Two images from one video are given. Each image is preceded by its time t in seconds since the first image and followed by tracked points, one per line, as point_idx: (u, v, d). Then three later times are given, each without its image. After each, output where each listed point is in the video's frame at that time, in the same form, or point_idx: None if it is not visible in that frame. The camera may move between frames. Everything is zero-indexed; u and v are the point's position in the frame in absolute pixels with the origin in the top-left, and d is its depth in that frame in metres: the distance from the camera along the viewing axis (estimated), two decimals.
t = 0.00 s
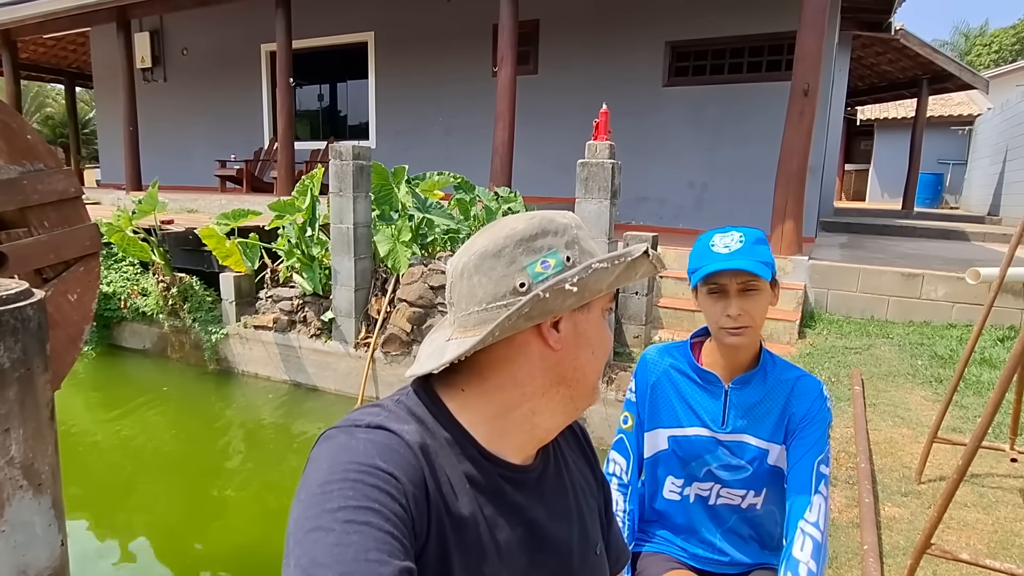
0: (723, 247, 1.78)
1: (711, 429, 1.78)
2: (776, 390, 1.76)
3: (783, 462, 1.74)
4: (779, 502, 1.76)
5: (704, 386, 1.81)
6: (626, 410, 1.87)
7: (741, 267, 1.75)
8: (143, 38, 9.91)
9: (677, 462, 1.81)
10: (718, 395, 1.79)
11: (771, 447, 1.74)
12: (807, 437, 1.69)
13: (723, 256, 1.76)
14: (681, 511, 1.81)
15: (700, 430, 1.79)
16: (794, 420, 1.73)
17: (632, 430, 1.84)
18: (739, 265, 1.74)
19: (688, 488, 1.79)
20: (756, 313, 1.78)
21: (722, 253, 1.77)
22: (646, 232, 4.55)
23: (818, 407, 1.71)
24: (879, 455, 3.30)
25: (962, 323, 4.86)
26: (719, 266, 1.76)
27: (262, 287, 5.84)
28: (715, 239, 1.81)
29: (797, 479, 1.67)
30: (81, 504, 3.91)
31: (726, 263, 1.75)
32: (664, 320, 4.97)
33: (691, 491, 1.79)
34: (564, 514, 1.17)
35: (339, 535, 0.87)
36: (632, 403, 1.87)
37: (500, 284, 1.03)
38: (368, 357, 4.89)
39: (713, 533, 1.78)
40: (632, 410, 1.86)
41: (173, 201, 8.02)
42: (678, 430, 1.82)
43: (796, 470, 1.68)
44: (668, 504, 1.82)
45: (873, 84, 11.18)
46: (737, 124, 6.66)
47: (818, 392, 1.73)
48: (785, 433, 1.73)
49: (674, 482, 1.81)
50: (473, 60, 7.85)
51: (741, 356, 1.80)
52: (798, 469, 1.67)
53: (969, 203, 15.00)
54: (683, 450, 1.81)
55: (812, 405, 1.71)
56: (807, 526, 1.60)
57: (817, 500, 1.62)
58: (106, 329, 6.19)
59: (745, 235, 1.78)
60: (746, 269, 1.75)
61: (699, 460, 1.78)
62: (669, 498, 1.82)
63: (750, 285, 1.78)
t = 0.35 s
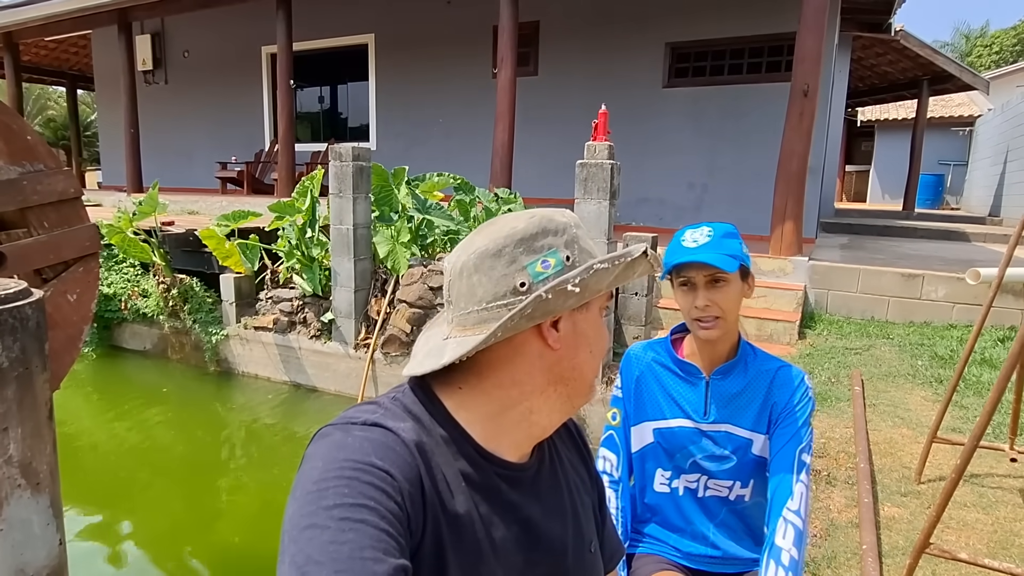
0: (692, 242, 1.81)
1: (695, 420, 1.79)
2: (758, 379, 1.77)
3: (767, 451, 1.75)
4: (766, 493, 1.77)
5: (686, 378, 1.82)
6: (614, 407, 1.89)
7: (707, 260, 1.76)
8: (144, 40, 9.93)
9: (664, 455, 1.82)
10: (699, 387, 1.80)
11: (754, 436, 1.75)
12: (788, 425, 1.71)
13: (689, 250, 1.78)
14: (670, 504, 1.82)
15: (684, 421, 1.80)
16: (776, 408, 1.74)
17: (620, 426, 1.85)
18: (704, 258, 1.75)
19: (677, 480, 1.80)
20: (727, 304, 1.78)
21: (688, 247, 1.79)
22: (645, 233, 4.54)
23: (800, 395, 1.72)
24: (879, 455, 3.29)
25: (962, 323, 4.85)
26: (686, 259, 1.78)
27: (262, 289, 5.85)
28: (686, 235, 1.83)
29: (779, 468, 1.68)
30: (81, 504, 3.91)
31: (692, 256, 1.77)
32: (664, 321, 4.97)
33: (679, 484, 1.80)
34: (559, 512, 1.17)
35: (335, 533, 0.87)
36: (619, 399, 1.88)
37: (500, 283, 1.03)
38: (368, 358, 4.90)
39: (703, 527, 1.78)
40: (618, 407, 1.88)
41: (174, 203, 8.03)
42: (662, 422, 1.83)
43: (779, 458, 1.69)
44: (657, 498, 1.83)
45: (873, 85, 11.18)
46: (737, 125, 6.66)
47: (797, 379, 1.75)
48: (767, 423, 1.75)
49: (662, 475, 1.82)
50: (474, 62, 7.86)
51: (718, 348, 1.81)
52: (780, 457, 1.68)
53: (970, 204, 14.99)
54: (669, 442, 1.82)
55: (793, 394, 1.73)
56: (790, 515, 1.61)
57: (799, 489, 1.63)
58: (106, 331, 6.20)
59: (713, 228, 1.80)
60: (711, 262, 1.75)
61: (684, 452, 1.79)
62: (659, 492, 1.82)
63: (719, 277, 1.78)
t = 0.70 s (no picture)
0: (698, 241, 1.80)
1: (686, 424, 1.79)
2: (751, 385, 1.77)
3: (756, 457, 1.75)
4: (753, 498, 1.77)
5: (679, 382, 1.82)
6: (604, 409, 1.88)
7: (712, 260, 1.75)
8: (144, 42, 9.95)
9: (652, 458, 1.82)
10: (692, 390, 1.80)
11: (745, 442, 1.75)
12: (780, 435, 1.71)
13: (695, 249, 1.77)
14: (659, 507, 1.82)
15: (675, 426, 1.80)
16: (768, 415, 1.74)
17: (608, 428, 1.84)
18: (710, 257, 1.75)
19: (665, 484, 1.80)
20: (728, 306, 1.77)
21: (694, 246, 1.78)
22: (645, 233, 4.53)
23: (793, 404, 1.73)
24: (879, 455, 3.28)
25: (964, 322, 4.84)
26: (691, 257, 1.77)
27: (262, 290, 5.85)
28: (691, 234, 1.83)
29: (770, 477, 1.68)
30: (80, 505, 3.92)
31: (697, 255, 1.76)
32: (664, 321, 4.96)
33: (667, 488, 1.80)
34: (552, 513, 1.17)
35: (329, 534, 0.86)
36: (609, 401, 1.87)
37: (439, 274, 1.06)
38: (368, 359, 4.89)
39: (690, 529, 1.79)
40: (608, 409, 1.86)
41: (175, 204, 8.04)
42: (653, 426, 1.82)
43: (770, 467, 1.69)
44: (645, 500, 1.83)
45: (874, 83, 11.16)
46: (737, 123, 6.65)
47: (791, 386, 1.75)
48: (759, 429, 1.74)
49: (651, 479, 1.82)
50: (473, 62, 7.85)
51: (714, 350, 1.80)
52: (772, 466, 1.69)
53: (971, 203, 14.96)
54: (658, 446, 1.81)
55: (786, 402, 1.73)
56: (785, 525, 1.60)
57: (794, 498, 1.63)
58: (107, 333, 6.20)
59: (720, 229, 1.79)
60: (716, 262, 1.75)
61: (674, 456, 1.79)
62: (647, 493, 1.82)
63: (721, 278, 1.77)
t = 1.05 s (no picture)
0: (705, 246, 1.78)
1: (695, 433, 1.79)
2: (756, 390, 1.79)
3: (765, 461, 1.78)
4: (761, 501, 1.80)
5: (685, 389, 1.82)
6: (612, 421, 1.86)
7: (721, 265, 1.74)
8: (144, 44, 9.95)
9: (659, 468, 1.81)
10: (699, 398, 1.80)
11: (754, 447, 1.77)
12: (789, 439, 1.74)
13: (703, 254, 1.76)
14: (667, 516, 1.82)
15: (684, 435, 1.80)
16: (776, 420, 1.76)
17: (619, 443, 1.84)
18: (719, 263, 1.74)
19: (671, 494, 1.80)
20: (735, 312, 1.77)
21: (702, 252, 1.77)
22: (646, 233, 4.51)
23: (799, 407, 1.76)
24: (883, 456, 3.26)
25: (967, 321, 4.82)
26: (700, 263, 1.76)
27: (263, 292, 5.84)
28: (699, 238, 1.81)
29: (781, 482, 1.72)
30: (82, 509, 3.92)
31: (706, 261, 1.75)
32: (666, 321, 4.95)
33: (673, 497, 1.80)
34: (555, 522, 1.16)
35: (335, 544, 0.84)
36: (618, 413, 1.86)
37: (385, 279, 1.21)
38: (369, 361, 4.88)
39: (697, 536, 1.79)
40: (619, 423, 1.85)
41: (176, 207, 8.03)
42: (662, 436, 1.82)
43: (781, 471, 1.73)
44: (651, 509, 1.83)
45: (875, 80, 11.12)
46: (739, 122, 6.63)
47: (796, 389, 1.78)
48: (768, 433, 1.77)
49: (656, 489, 1.82)
50: (473, 62, 7.84)
51: (722, 357, 1.80)
52: (782, 472, 1.72)
53: (974, 200, 14.92)
54: (666, 456, 1.81)
55: (793, 404, 1.76)
56: (798, 527, 1.67)
57: (805, 502, 1.69)
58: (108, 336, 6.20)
59: (728, 235, 1.78)
60: (725, 267, 1.74)
61: (683, 465, 1.79)
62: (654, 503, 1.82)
63: (729, 284, 1.77)
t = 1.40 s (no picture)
0: (697, 251, 1.81)
1: (711, 433, 1.79)
2: (767, 385, 1.80)
3: (780, 453, 1.79)
4: (778, 493, 1.81)
5: (699, 391, 1.81)
6: (625, 429, 1.82)
7: (715, 269, 1.76)
8: (144, 44, 9.94)
9: (678, 470, 1.81)
10: (713, 398, 1.80)
11: (768, 441, 1.78)
12: (802, 430, 1.75)
13: (697, 260, 1.79)
14: (688, 516, 1.82)
15: (701, 436, 1.79)
16: (788, 412, 1.78)
17: (635, 450, 1.79)
18: (713, 267, 1.76)
19: (692, 494, 1.81)
20: (738, 312, 1.79)
21: (696, 257, 1.80)
22: (647, 232, 4.50)
23: (808, 396, 1.78)
24: (886, 454, 3.26)
25: (970, 318, 4.81)
26: (693, 270, 1.78)
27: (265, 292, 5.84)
28: (690, 245, 1.84)
29: (797, 473, 1.74)
30: (86, 509, 3.92)
31: (700, 266, 1.78)
32: (668, 320, 4.94)
33: (694, 497, 1.80)
34: (557, 523, 1.16)
35: (334, 546, 0.83)
36: (632, 420, 1.82)
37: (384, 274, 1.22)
38: (371, 360, 4.87)
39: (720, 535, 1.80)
40: (633, 430, 1.81)
41: (177, 207, 8.03)
42: (680, 438, 1.81)
43: (796, 462, 1.74)
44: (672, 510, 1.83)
45: (876, 76, 11.09)
46: (740, 119, 6.62)
47: (804, 379, 1.79)
48: (781, 425, 1.78)
49: (676, 490, 1.82)
50: (474, 60, 7.83)
51: (731, 357, 1.80)
52: (798, 464, 1.73)
53: (975, 196, 14.90)
54: (685, 458, 1.80)
55: (802, 394, 1.78)
56: (817, 514, 1.68)
57: (822, 489, 1.70)
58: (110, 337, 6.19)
59: (718, 237, 1.80)
60: (719, 270, 1.76)
61: (702, 466, 1.79)
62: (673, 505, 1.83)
63: (728, 285, 1.78)
